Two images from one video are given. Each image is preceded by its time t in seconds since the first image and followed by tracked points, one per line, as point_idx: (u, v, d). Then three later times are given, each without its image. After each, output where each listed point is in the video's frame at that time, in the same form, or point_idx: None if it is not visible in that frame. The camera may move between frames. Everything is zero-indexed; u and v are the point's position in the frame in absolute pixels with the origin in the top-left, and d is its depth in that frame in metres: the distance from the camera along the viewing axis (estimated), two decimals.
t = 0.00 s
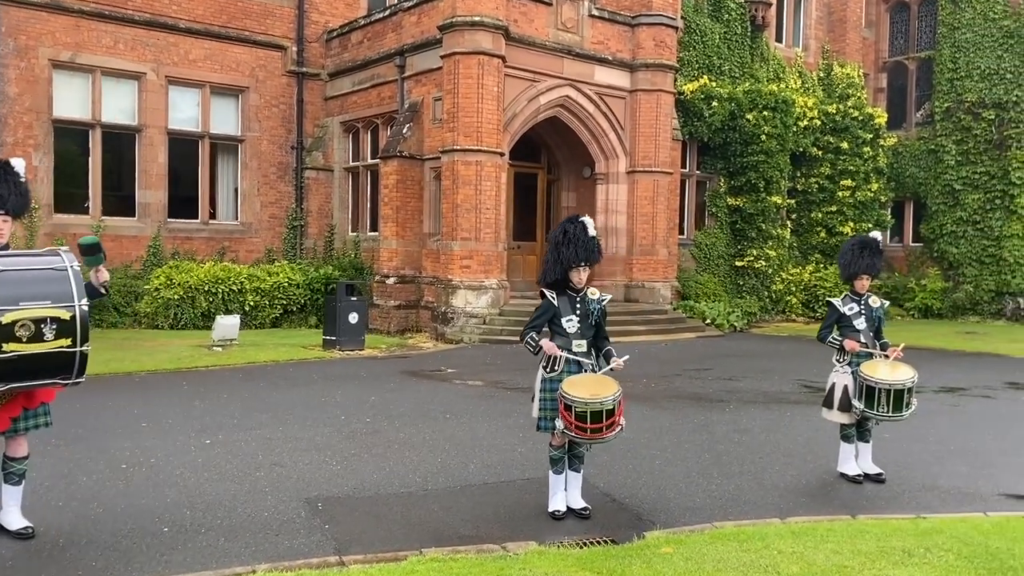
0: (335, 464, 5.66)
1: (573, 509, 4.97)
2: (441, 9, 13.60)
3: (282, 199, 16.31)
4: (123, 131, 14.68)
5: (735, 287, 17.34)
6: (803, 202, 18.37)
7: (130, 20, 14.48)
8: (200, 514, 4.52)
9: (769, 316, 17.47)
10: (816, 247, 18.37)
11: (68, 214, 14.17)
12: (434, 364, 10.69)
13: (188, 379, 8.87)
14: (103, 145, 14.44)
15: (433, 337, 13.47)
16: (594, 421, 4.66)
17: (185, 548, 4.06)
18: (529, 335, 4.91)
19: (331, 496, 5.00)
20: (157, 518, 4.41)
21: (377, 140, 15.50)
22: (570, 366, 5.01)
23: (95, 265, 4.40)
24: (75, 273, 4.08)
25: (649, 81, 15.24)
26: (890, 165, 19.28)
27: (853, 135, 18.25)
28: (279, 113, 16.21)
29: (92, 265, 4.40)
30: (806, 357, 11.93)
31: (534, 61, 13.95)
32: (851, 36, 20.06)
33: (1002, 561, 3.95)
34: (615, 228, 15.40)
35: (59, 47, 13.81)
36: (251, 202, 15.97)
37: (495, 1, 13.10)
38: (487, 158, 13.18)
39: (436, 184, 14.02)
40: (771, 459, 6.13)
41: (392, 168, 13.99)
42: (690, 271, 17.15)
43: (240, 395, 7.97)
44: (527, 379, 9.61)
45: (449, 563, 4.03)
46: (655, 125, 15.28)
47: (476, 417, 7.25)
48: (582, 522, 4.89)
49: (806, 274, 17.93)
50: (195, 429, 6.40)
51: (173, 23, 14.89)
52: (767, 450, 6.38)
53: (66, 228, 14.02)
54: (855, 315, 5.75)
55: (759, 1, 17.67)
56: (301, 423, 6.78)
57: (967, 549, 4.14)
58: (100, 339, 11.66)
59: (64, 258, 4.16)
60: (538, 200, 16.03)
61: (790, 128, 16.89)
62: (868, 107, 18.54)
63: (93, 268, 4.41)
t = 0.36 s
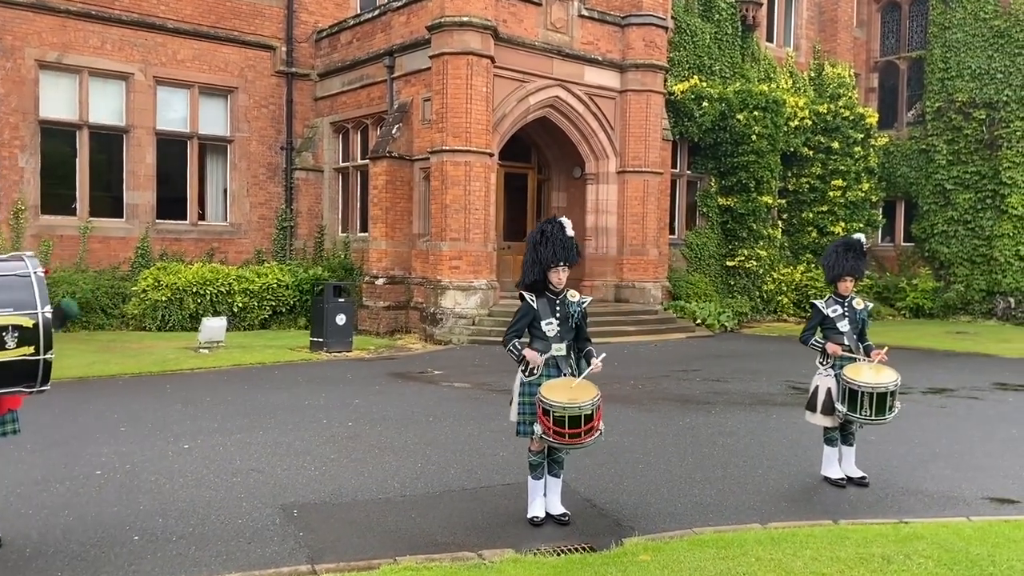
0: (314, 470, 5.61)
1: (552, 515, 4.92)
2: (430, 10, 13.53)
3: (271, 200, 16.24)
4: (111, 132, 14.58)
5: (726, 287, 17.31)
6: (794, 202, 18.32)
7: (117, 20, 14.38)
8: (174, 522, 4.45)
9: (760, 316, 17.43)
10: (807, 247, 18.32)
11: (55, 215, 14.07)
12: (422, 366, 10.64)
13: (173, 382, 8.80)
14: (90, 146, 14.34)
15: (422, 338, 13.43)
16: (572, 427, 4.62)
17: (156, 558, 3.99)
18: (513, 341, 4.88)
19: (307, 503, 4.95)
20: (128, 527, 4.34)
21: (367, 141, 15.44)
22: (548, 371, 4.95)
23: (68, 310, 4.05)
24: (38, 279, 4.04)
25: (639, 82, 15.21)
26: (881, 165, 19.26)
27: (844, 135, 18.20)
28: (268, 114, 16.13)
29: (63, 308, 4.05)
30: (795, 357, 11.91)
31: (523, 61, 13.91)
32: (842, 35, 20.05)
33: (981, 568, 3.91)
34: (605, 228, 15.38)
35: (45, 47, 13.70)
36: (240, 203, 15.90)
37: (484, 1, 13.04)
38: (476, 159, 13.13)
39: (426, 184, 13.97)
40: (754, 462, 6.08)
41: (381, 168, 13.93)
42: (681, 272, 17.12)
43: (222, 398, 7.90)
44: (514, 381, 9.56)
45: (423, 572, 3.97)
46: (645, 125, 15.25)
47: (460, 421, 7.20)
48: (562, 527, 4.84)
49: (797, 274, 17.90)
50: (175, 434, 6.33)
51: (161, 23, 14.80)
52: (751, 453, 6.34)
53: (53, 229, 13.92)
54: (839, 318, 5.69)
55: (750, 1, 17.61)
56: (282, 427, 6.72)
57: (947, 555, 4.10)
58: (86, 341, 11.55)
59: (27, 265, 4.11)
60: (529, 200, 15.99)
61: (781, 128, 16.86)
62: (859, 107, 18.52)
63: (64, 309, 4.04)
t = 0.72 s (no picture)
0: (305, 471, 5.58)
1: (543, 517, 4.89)
2: (429, 9, 13.50)
3: (271, 200, 16.23)
4: (110, 133, 14.58)
5: (728, 287, 17.23)
6: (796, 201, 18.23)
7: (117, 21, 14.37)
8: (161, 524, 4.42)
9: (762, 316, 17.34)
10: (810, 247, 18.23)
11: (54, 215, 14.07)
12: (419, 366, 10.61)
13: (169, 383, 8.79)
14: (89, 146, 14.34)
15: (421, 338, 13.40)
16: (563, 428, 4.58)
17: (140, 560, 3.97)
18: (501, 343, 4.86)
19: (296, 504, 4.92)
20: (114, 529, 4.31)
21: (366, 141, 15.42)
22: (539, 372, 4.92)
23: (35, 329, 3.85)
24: (12, 277, 3.89)
25: (638, 81, 15.16)
26: (883, 164, 19.19)
27: (846, 134, 18.13)
28: (268, 114, 16.13)
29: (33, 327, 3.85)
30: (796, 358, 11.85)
31: (522, 61, 13.87)
32: (843, 34, 19.98)
33: (973, 572, 3.86)
34: (605, 228, 15.34)
35: (45, 48, 13.71)
36: (240, 203, 15.90)
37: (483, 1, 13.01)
38: (475, 159, 13.10)
39: (425, 184, 13.94)
40: (749, 464, 6.04)
41: (380, 168, 13.90)
42: (682, 271, 17.07)
43: (217, 399, 7.88)
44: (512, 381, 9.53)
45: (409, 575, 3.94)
46: (645, 125, 15.20)
47: (454, 421, 7.17)
48: (552, 530, 4.81)
49: (799, 274, 17.81)
50: (167, 435, 6.31)
51: (160, 24, 14.80)
52: (747, 454, 6.29)
53: (53, 229, 13.92)
54: (834, 318, 5.64)
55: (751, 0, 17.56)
56: (276, 428, 6.70)
57: (939, 558, 4.05)
58: (85, 342, 11.55)
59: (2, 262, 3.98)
60: (529, 200, 15.96)
61: (782, 127, 16.80)
62: (861, 106, 18.44)
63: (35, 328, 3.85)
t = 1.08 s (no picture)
0: (296, 470, 5.56)
1: (532, 518, 4.84)
2: (433, 9, 13.48)
3: (278, 200, 16.26)
4: (117, 132, 14.65)
5: (735, 288, 17.09)
6: (804, 201, 18.07)
7: (124, 21, 14.44)
8: (147, 523, 4.42)
9: (770, 317, 17.19)
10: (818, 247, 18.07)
11: (62, 215, 14.16)
12: (420, 366, 10.58)
13: (169, 381, 8.82)
14: (96, 145, 14.41)
15: (425, 338, 13.40)
16: (551, 429, 4.54)
17: (123, 560, 3.96)
18: (489, 343, 4.82)
19: (284, 504, 4.90)
20: (99, 528, 4.31)
21: (372, 140, 15.42)
22: (528, 371, 4.88)
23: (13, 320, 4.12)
24: None
25: (644, 80, 15.09)
26: (892, 164, 19.03)
27: (855, 134, 17.97)
28: (274, 114, 16.16)
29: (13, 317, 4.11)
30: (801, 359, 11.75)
31: (527, 60, 13.84)
32: (852, 34, 19.84)
33: None
34: (610, 228, 15.28)
35: (51, 48, 13.79)
36: (246, 203, 15.93)
37: None
38: (479, 159, 13.08)
39: (429, 184, 13.91)
40: (746, 465, 5.97)
41: (385, 168, 13.89)
42: (688, 272, 16.98)
43: (216, 398, 7.88)
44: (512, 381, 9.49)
45: None
46: (651, 124, 15.12)
47: (451, 421, 7.14)
48: (541, 531, 4.76)
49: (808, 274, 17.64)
50: (161, 434, 6.30)
51: (167, 24, 14.85)
52: (744, 455, 6.22)
53: (59, 228, 14.01)
54: (830, 317, 5.56)
55: None
56: (271, 428, 6.70)
57: (930, 562, 3.97)
58: (90, 341, 11.60)
59: None
60: (534, 200, 15.94)
61: (790, 127, 16.67)
62: (869, 106, 18.30)
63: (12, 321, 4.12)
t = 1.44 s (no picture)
0: (287, 470, 5.55)
1: (519, 521, 4.79)
2: (439, 9, 13.47)
3: (286, 200, 16.31)
4: (126, 132, 14.73)
5: (744, 290, 16.93)
6: (815, 202, 17.91)
7: (133, 21, 14.53)
8: (131, 523, 4.42)
9: (779, 319, 17.05)
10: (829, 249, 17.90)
11: (71, 214, 14.27)
12: (422, 366, 10.57)
13: (171, 381, 8.86)
14: (105, 145, 14.50)
15: (430, 339, 13.40)
16: (537, 431, 4.50)
17: (105, 559, 3.96)
18: (476, 344, 4.79)
19: (271, 504, 4.89)
20: (83, 528, 4.31)
21: (379, 141, 15.43)
22: (515, 373, 4.85)
23: None
24: None
25: (652, 80, 15.02)
26: (905, 165, 18.84)
27: (866, 134, 17.80)
28: (282, 114, 16.21)
29: None
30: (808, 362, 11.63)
31: (533, 60, 13.80)
32: (864, 34, 19.66)
33: None
34: (617, 228, 15.21)
35: (61, 48, 13.90)
36: (254, 203, 15.99)
37: None
38: (484, 159, 13.05)
39: (435, 184, 13.89)
40: (741, 469, 5.90)
41: (391, 168, 13.89)
42: (697, 273, 16.87)
43: (215, 397, 7.89)
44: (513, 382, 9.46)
45: None
46: (659, 124, 15.04)
47: (447, 422, 7.11)
48: (528, 534, 4.72)
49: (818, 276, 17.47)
50: (156, 433, 6.32)
51: (176, 24, 14.93)
52: (739, 459, 6.16)
53: (68, 228, 14.12)
54: (825, 319, 5.48)
55: None
56: (266, 427, 6.70)
57: (918, 569, 3.90)
58: (97, 340, 11.67)
59: None
60: (542, 200, 15.89)
61: (801, 127, 16.53)
62: (881, 106, 18.12)
63: None
